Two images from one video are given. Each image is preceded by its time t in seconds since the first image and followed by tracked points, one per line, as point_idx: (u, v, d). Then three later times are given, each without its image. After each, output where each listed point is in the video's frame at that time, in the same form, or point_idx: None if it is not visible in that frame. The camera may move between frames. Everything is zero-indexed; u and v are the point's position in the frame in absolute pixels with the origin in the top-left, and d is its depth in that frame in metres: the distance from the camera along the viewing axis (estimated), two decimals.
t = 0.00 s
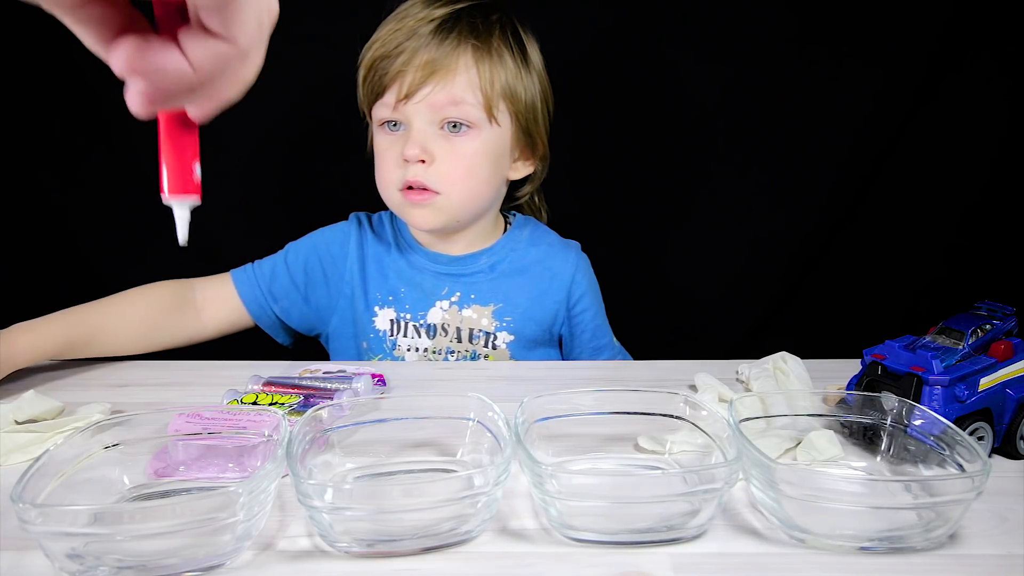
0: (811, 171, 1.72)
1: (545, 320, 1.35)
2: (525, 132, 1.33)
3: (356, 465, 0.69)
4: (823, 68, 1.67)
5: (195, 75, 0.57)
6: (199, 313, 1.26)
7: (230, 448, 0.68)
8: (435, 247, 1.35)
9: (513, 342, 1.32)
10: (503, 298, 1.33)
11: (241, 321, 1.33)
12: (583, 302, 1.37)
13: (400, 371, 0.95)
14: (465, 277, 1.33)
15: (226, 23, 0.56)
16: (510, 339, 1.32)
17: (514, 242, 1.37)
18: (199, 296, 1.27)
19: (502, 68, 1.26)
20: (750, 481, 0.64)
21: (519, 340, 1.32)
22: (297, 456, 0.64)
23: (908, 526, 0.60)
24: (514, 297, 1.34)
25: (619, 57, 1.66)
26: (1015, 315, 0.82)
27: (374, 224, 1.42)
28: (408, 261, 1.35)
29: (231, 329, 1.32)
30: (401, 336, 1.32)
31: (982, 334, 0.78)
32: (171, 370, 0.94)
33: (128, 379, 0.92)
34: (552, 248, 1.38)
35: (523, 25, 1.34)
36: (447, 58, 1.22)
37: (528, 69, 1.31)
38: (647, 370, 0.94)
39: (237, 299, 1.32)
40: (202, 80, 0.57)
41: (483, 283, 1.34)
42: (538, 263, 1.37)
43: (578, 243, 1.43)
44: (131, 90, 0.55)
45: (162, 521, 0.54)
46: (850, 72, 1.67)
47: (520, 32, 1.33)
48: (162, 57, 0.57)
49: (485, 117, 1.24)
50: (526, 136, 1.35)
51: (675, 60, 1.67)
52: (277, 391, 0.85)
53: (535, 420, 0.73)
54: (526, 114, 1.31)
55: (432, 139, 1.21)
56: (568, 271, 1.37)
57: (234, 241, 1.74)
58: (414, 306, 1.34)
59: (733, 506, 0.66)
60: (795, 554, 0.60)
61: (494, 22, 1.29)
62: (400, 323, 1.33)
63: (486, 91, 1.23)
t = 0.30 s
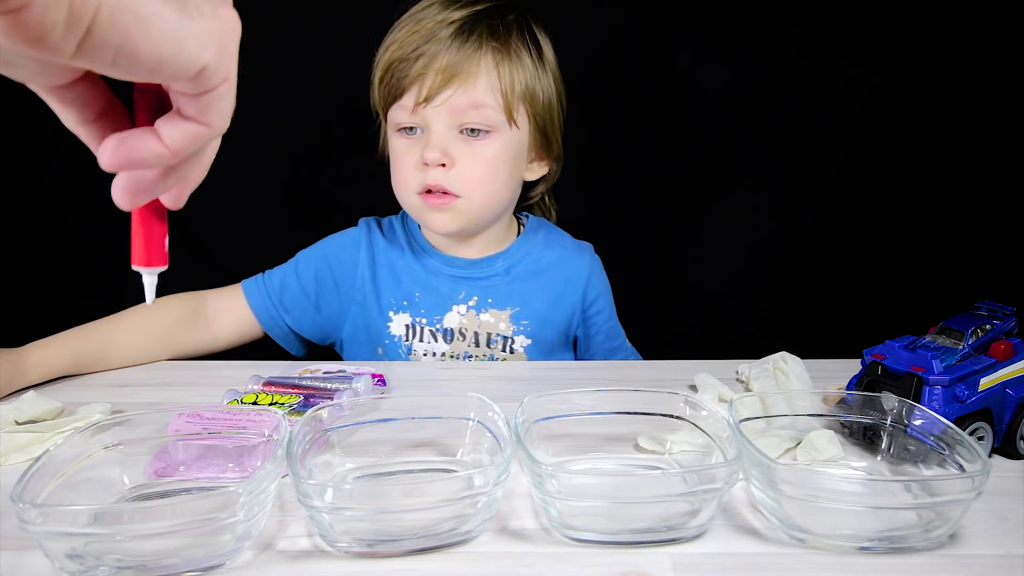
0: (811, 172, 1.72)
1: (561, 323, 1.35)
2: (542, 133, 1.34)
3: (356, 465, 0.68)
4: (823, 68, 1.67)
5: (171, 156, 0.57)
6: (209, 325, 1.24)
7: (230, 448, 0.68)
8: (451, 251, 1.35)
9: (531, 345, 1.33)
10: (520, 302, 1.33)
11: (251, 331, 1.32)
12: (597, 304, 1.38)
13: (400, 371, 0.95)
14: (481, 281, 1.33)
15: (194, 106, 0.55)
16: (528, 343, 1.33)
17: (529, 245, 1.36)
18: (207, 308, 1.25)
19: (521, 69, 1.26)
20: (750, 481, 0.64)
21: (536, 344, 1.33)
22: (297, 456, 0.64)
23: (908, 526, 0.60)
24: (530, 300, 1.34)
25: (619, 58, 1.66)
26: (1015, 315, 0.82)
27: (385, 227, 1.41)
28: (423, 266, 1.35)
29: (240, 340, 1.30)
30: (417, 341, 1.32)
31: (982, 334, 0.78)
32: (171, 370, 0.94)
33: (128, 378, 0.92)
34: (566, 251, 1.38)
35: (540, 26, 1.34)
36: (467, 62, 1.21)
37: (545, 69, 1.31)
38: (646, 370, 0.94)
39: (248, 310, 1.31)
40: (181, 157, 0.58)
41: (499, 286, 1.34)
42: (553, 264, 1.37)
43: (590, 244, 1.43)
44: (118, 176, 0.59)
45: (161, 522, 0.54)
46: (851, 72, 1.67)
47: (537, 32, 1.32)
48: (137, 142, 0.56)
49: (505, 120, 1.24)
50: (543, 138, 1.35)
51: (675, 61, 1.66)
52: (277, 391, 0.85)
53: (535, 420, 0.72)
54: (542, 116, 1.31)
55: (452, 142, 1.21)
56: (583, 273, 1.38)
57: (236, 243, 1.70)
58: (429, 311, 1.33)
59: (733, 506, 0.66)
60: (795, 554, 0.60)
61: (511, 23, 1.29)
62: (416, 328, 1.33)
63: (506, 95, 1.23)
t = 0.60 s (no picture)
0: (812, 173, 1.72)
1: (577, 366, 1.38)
2: (557, 182, 1.33)
3: (356, 465, 0.68)
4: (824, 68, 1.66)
5: (219, 171, 0.53)
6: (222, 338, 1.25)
7: (230, 448, 0.68)
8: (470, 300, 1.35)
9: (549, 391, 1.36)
10: (537, 349, 1.35)
11: (272, 342, 1.34)
12: (613, 342, 1.40)
13: (400, 371, 0.95)
14: (499, 330, 1.34)
15: (228, 112, 0.51)
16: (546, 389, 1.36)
17: (546, 290, 1.36)
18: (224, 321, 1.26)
19: (534, 119, 1.24)
20: (750, 482, 0.64)
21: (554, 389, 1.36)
22: (297, 457, 0.64)
23: (908, 526, 0.60)
24: (548, 347, 1.35)
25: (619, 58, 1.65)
26: (1015, 315, 0.82)
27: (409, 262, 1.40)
28: (444, 311, 1.35)
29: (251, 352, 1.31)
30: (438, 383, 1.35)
31: (982, 334, 0.78)
32: (170, 370, 0.94)
33: (128, 378, 0.93)
34: (584, 292, 1.38)
35: (555, 71, 1.33)
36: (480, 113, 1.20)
37: (559, 115, 1.30)
38: (646, 369, 0.94)
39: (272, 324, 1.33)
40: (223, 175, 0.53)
41: (517, 334, 1.34)
42: (572, 307, 1.37)
43: (607, 278, 1.43)
44: (146, 207, 0.53)
45: (161, 522, 0.54)
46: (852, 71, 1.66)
47: (552, 78, 1.32)
48: (181, 161, 0.51)
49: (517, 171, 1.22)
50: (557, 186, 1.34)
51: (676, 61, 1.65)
52: (277, 391, 0.85)
53: (535, 420, 0.73)
54: (557, 164, 1.31)
55: (464, 192, 1.19)
56: (601, 314, 1.38)
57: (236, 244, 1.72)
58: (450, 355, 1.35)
59: (733, 506, 0.66)
60: (795, 554, 0.60)
61: (527, 71, 1.28)
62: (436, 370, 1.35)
63: (518, 146, 1.22)
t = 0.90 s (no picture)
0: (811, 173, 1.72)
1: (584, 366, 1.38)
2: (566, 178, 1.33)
3: (356, 465, 0.68)
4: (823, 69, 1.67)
5: (266, 196, 0.56)
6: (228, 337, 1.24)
7: (230, 448, 0.68)
8: (479, 298, 1.36)
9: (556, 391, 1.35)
10: (545, 349, 1.34)
11: (277, 339, 1.33)
12: (619, 343, 1.41)
13: (400, 371, 0.95)
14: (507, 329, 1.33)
15: (280, 145, 0.54)
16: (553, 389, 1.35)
17: (554, 291, 1.36)
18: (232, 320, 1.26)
19: (547, 115, 1.26)
20: (750, 482, 0.64)
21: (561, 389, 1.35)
22: (297, 457, 0.64)
23: (908, 526, 0.60)
24: (556, 347, 1.35)
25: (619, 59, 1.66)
26: (1015, 315, 0.82)
27: (416, 261, 1.41)
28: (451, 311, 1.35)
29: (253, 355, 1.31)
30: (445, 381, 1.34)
31: (982, 334, 0.78)
32: (170, 370, 0.94)
33: (128, 378, 0.93)
34: (592, 294, 1.38)
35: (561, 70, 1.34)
36: (494, 107, 1.21)
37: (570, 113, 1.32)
38: (646, 370, 0.94)
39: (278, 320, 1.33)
40: (268, 202, 0.57)
41: (524, 335, 1.34)
42: (578, 309, 1.37)
43: (613, 282, 1.43)
44: (190, 223, 0.56)
45: (161, 522, 0.54)
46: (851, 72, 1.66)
47: (560, 77, 1.33)
48: (235, 185, 0.55)
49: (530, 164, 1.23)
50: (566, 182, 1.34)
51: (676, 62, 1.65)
52: (277, 391, 0.85)
53: (535, 419, 0.72)
54: (566, 158, 1.31)
55: (479, 186, 1.20)
56: (608, 316, 1.38)
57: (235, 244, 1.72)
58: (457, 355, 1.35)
59: (733, 506, 0.66)
60: (795, 554, 0.60)
61: (535, 69, 1.29)
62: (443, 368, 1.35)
63: (532, 139, 1.23)
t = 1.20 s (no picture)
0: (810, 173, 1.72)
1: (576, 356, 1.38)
2: (552, 165, 1.33)
3: (356, 464, 0.68)
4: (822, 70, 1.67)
5: (253, 212, 0.57)
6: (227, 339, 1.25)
7: (230, 448, 0.68)
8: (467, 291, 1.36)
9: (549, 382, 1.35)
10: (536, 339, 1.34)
11: (271, 342, 1.33)
12: (612, 334, 1.41)
13: (400, 371, 0.95)
14: (497, 321, 1.33)
15: (267, 162, 0.55)
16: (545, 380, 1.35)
17: (545, 280, 1.37)
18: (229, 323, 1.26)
19: (528, 102, 1.25)
20: (750, 482, 0.64)
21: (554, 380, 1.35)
22: (297, 457, 0.64)
23: (908, 526, 0.60)
24: (547, 337, 1.35)
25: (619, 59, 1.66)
26: (1015, 315, 0.82)
27: (403, 261, 1.41)
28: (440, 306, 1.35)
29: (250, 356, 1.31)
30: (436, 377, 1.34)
31: (983, 334, 0.78)
32: (170, 370, 0.94)
33: (129, 378, 0.93)
34: (583, 283, 1.39)
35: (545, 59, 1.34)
36: (473, 96, 1.21)
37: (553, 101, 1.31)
38: (646, 370, 0.94)
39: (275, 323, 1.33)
40: (254, 217, 0.57)
41: (515, 325, 1.34)
42: (570, 298, 1.37)
43: (605, 270, 1.43)
44: (176, 239, 0.58)
45: (161, 522, 0.54)
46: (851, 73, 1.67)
47: (543, 67, 1.32)
48: (222, 202, 0.55)
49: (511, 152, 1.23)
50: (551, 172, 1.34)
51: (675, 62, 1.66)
52: (277, 391, 0.85)
53: (535, 420, 0.72)
54: (550, 147, 1.31)
55: (460, 176, 1.19)
56: (600, 305, 1.39)
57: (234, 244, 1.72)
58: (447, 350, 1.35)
59: (733, 506, 0.66)
60: (795, 554, 0.60)
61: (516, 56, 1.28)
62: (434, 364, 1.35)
63: (512, 127, 1.22)
